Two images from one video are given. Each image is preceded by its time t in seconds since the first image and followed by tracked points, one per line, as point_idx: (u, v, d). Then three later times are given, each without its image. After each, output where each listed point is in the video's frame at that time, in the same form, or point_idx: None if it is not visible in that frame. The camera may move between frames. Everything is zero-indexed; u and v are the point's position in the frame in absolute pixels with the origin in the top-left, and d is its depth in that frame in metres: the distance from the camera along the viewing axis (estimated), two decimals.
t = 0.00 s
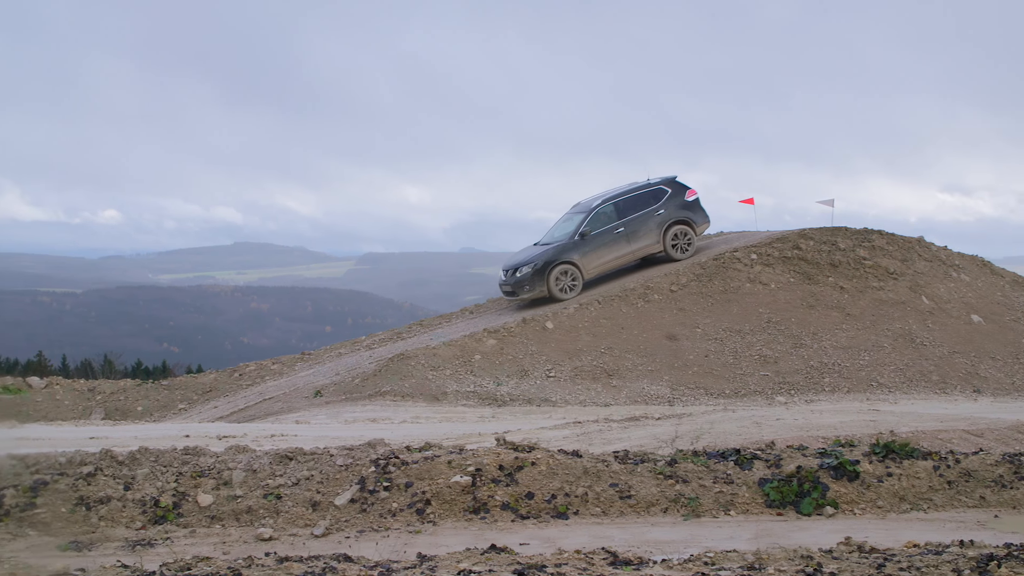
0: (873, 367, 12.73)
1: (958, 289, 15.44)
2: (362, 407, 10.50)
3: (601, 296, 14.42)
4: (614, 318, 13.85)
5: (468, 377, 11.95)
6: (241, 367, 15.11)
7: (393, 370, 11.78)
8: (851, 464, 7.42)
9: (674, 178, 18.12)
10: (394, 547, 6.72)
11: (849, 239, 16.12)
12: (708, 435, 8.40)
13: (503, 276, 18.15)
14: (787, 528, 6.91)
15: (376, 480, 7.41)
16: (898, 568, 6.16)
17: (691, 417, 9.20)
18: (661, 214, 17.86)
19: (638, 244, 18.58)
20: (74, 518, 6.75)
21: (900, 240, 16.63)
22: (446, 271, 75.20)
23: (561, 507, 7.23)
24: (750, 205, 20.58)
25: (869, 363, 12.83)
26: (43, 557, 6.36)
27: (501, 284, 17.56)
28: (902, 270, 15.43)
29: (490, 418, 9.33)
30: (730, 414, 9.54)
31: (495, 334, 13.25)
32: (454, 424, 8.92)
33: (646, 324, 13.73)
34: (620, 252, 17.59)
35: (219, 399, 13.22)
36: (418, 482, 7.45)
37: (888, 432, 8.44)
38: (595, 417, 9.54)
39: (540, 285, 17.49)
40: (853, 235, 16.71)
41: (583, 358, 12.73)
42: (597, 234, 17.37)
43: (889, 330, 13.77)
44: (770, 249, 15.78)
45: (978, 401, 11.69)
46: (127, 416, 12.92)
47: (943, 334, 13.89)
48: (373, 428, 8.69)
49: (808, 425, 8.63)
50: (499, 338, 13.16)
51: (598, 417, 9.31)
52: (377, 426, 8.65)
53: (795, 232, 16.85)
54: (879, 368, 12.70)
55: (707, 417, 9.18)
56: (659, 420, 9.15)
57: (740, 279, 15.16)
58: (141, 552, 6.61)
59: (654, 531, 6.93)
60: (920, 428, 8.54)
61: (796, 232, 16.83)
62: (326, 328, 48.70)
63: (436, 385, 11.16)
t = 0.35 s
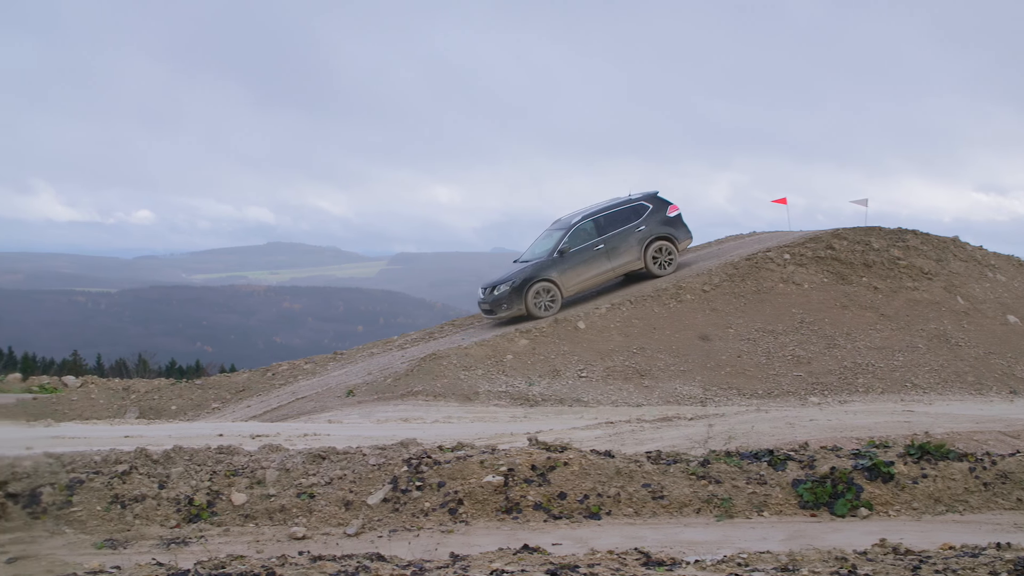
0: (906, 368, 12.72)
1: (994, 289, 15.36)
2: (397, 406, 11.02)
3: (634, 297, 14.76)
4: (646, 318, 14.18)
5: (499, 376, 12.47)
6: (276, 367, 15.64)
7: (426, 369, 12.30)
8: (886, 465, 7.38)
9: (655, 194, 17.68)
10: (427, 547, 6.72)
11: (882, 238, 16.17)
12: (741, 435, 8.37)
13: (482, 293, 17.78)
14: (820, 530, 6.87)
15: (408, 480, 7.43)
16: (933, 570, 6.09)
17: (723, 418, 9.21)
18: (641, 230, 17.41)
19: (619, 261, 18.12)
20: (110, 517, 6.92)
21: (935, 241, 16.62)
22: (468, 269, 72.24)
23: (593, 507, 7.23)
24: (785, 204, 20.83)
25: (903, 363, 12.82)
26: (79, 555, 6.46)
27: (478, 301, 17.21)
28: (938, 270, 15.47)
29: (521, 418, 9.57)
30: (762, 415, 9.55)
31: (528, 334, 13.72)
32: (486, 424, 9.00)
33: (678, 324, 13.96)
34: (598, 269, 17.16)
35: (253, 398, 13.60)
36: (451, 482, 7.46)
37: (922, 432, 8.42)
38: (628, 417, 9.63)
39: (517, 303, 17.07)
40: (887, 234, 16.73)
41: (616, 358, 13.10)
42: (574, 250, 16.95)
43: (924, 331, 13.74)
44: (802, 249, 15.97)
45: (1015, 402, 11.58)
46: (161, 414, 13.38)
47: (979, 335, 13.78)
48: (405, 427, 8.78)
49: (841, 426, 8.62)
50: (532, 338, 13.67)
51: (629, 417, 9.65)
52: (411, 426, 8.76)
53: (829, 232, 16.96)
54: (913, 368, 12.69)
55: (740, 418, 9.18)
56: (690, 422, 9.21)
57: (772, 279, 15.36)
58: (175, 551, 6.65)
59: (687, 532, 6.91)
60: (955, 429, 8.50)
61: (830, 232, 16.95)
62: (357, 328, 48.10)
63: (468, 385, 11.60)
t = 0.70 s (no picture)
0: (945, 369, 12.70)
1: None
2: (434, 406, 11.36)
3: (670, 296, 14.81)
4: (683, 318, 14.21)
5: (536, 376, 12.71)
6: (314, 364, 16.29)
7: (461, 369, 12.58)
8: (926, 467, 7.33)
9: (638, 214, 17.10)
10: (463, 546, 6.73)
11: (921, 238, 16.15)
12: (780, 435, 8.34)
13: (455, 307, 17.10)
14: (859, 531, 6.83)
15: (444, 479, 7.45)
16: (975, 572, 6.03)
17: (761, 419, 9.18)
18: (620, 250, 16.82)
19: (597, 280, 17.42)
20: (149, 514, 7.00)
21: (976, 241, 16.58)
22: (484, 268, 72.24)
23: (630, 508, 7.23)
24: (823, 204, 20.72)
25: (941, 365, 12.80)
26: (119, 553, 6.52)
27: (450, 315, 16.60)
28: (978, 270, 15.40)
29: (558, 418, 9.76)
30: (800, 415, 9.54)
31: (563, 334, 13.87)
32: (523, 424, 9.07)
33: (715, 324, 13.97)
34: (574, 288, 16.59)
35: (290, 397, 14.04)
36: (488, 481, 7.47)
37: (963, 433, 8.38)
38: (665, 417, 9.68)
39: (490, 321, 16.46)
40: (925, 235, 16.70)
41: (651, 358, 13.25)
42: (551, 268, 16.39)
43: (963, 332, 13.69)
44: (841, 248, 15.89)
45: None
46: (199, 413, 13.92)
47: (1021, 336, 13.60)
48: (440, 426, 8.85)
49: (880, 427, 8.59)
50: (567, 338, 13.78)
51: (665, 417, 9.81)
52: (447, 425, 8.86)
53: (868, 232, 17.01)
54: (952, 369, 12.67)
55: (778, 419, 9.15)
56: (727, 422, 9.23)
57: (811, 279, 15.34)
58: (213, 549, 6.69)
59: (724, 532, 6.88)
60: (998, 431, 8.43)
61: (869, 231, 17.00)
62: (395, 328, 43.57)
63: (505, 385, 11.86)
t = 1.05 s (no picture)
0: (991, 370, 12.55)
1: None
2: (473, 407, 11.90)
3: (711, 296, 15.32)
4: (725, 318, 14.66)
5: (577, 375, 13.16)
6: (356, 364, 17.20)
7: (503, 369, 13.14)
8: (971, 468, 7.28)
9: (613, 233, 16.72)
10: (504, 545, 6.74)
11: (965, 239, 16.27)
12: (823, 437, 8.34)
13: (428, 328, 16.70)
14: (903, 533, 6.78)
15: (485, 479, 7.47)
16: None
17: (804, 421, 9.21)
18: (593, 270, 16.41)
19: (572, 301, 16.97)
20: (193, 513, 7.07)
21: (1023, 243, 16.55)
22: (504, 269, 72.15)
23: (671, 508, 7.21)
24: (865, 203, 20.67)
25: (987, 365, 12.68)
26: (162, 551, 6.56)
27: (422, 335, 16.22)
28: None
29: (598, 418, 9.98)
30: (843, 416, 9.56)
31: (605, 334, 14.36)
32: (562, 425, 9.16)
33: (757, 325, 14.39)
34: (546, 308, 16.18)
35: (331, 397, 14.69)
36: (528, 481, 7.48)
37: (1013, 436, 8.31)
38: (706, 418, 9.72)
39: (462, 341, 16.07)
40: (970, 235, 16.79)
41: (693, 359, 13.51)
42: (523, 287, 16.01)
43: (1008, 334, 13.59)
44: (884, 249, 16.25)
45: None
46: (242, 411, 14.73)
47: None
48: (481, 426, 8.99)
49: (925, 428, 8.58)
50: (610, 338, 14.31)
51: (707, 418, 10.02)
52: (488, 425, 8.97)
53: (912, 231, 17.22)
54: (999, 370, 12.51)
55: (820, 421, 9.19)
56: (769, 423, 9.28)
57: (854, 279, 15.69)
58: (256, 547, 6.72)
59: (766, 534, 6.85)
60: None
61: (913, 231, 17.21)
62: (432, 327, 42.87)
63: (544, 385, 12.31)
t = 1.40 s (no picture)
0: None
1: None
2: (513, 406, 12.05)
3: (752, 296, 15.38)
4: (765, 317, 14.71)
5: (617, 375, 13.19)
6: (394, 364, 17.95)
7: (543, 368, 13.25)
8: (1017, 470, 7.20)
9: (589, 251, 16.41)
10: (544, 545, 6.74)
11: (1010, 240, 16.26)
12: (865, 438, 8.32)
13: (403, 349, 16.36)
14: (947, 536, 6.71)
15: (525, 479, 7.49)
16: None
17: (847, 422, 9.23)
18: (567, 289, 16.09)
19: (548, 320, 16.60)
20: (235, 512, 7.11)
21: None
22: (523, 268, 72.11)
23: (712, 509, 7.19)
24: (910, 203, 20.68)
25: None
26: (204, 549, 6.59)
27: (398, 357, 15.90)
28: None
29: (639, 417, 10.16)
30: (887, 418, 9.58)
31: (645, 334, 14.47)
32: (599, 425, 9.21)
33: (798, 325, 14.44)
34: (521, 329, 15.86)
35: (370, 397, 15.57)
36: (569, 481, 7.48)
37: None
38: (746, 419, 9.73)
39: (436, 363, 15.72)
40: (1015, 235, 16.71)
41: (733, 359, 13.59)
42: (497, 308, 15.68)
43: None
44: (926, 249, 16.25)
45: None
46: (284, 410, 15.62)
47: None
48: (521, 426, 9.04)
49: (969, 429, 8.56)
50: (650, 337, 14.40)
51: (748, 418, 10.18)
52: (527, 426, 9.08)
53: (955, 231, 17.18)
54: None
55: (862, 421, 9.21)
56: (811, 424, 9.32)
57: (896, 280, 15.71)
58: (297, 545, 6.75)
59: (808, 535, 6.81)
60: None
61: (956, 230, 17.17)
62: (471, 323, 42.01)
63: (585, 385, 12.44)
